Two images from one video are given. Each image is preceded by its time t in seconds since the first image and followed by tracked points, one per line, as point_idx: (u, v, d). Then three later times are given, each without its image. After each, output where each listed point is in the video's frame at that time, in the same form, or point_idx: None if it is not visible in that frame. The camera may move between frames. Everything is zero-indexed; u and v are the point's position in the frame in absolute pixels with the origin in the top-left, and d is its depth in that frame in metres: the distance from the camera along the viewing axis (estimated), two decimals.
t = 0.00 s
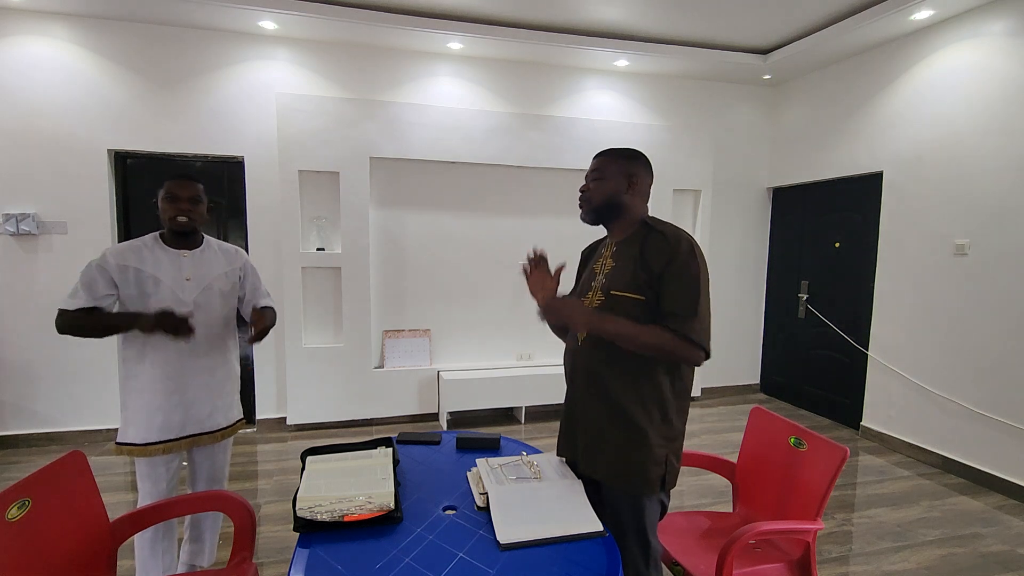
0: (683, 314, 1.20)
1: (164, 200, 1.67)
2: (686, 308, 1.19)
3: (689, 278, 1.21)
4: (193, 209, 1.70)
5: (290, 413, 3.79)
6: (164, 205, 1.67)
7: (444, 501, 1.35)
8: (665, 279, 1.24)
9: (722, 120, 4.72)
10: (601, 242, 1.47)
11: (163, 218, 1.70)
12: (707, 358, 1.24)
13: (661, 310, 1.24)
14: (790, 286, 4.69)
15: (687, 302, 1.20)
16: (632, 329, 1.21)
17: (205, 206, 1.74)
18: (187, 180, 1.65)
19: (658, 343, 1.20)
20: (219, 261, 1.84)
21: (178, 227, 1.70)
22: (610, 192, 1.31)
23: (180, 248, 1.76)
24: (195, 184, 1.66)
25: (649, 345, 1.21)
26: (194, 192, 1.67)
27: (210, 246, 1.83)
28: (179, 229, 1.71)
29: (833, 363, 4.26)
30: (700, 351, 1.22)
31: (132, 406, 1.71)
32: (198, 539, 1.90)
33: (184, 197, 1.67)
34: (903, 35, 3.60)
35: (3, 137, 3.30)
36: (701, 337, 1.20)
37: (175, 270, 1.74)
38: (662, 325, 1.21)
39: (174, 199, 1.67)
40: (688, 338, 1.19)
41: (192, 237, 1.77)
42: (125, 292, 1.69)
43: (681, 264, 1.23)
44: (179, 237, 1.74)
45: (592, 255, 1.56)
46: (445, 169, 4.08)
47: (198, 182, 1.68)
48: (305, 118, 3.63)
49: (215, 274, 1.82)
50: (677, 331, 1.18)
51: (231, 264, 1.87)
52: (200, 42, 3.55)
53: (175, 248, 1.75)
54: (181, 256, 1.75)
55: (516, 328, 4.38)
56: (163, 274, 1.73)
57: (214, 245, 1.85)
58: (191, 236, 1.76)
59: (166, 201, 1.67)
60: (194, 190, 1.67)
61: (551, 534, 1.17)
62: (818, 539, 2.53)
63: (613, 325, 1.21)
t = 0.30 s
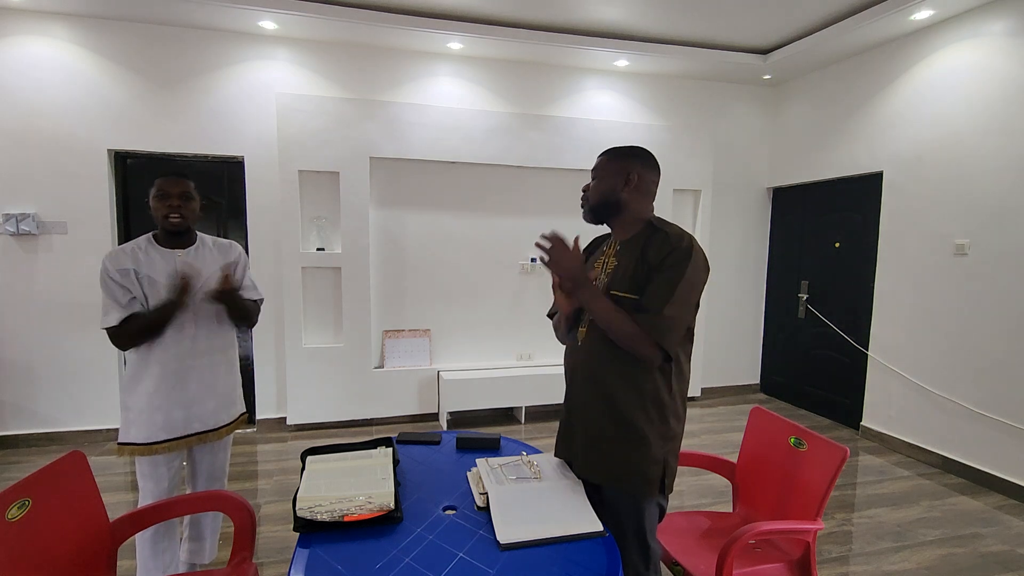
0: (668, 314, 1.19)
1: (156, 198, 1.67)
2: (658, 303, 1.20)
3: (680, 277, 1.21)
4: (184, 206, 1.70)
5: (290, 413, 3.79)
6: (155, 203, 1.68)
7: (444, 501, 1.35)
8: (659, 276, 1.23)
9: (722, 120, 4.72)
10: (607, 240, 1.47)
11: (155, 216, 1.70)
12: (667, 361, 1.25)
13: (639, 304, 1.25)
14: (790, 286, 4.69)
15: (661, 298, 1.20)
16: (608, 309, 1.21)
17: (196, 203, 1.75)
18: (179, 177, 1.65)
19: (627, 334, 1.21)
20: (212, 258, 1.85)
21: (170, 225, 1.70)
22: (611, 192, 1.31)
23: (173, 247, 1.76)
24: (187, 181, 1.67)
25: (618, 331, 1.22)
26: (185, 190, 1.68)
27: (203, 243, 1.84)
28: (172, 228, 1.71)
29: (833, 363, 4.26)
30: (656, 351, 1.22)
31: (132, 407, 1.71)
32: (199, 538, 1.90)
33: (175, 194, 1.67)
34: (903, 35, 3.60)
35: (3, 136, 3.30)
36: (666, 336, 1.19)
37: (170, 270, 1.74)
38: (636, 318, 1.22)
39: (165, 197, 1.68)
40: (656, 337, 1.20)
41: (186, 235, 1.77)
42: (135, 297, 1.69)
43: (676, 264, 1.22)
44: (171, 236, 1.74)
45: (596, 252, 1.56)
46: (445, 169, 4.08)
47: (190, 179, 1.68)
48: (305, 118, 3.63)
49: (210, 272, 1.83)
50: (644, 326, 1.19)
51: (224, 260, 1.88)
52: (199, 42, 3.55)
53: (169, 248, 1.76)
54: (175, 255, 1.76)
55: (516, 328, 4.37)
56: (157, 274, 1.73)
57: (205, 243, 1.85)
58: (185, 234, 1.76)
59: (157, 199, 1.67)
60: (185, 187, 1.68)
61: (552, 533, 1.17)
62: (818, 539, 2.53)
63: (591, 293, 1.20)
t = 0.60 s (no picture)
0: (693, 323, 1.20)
1: (154, 204, 1.67)
2: (710, 321, 1.19)
3: (697, 287, 1.21)
4: (182, 211, 1.70)
5: (290, 413, 3.79)
6: (153, 209, 1.67)
7: (444, 501, 1.35)
8: (670, 288, 1.24)
9: (722, 120, 4.72)
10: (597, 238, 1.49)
11: (155, 223, 1.69)
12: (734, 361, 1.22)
13: (681, 321, 1.24)
14: (790, 286, 4.69)
15: (707, 312, 1.19)
16: (661, 349, 1.22)
17: (194, 208, 1.74)
18: (177, 182, 1.66)
19: (683, 356, 1.21)
20: (214, 263, 1.83)
21: (171, 231, 1.70)
22: (605, 187, 1.33)
23: (175, 251, 1.75)
24: (185, 186, 1.67)
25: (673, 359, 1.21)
26: (183, 195, 1.68)
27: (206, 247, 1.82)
28: (172, 233, 1.70)
29: (833, 363, 4.26)
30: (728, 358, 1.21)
31: (133, 407, 1.72)
32: (199, 538, 1.90)
33: (173, 200, 1.67)
34: (903, 35, 3.60)
35: (3, 136, 3.30)
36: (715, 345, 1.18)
37: (169, 275, 1.73)
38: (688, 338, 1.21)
39: (163, 202, 1.68)
40: (718, 353, 1.18)
41: (186, 240, 1.76)
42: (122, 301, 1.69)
43: (679, 275, 1.23)
44: (173, 241, 1.74)
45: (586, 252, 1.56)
46: (445, 169, 4.08)
47: (188, 183, 1.69)
48: (305, 118, 3.63)
49: (212, 277, 1.81)
50: (704, 348, 1.19)
51: (226, 265, 1.86)
52: (199, 42, 3.55)
53: (171, 252, 1.75)
54: (176, 259, 1.74)
55: (516, 328, 4.38)
56: (156, 279, 1.71)
57: (209, 246, 1.83)
58: (185, 239, 1.76)
59: (156, 205, 1.67)
60: (182, 192, 1.68)
61: (552, 533, 1.17)
62: (818, 539, 2.53)
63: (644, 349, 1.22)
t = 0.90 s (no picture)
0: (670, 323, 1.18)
1: (160, 202, 1.67)
2: (672, 316, 1.18)
3: (674, 283, 1.20)
4: (188, 211, 1.69)
5: (290, 413, 3.79)
6: (159, 208, 1.68)
7: (444, 501, 1.35)
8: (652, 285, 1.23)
9: (722, 120, 4.72)
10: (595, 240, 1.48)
11: (160, 222, 1.70)
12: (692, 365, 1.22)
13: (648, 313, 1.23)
14: (790, 286, 4.69)
15: (672, 308, 1.18)
16: (617, 350, 1.20)
17: (201, 207, 1.74)
18: (183, 182, 1.65)
19: (645, 359, 1.18)
20: (218, 263, 1.83)
21: (176, 230, 1.70)
22: (603, 194, 1.32)
23: (179, 250, 1.76)
24: (191, 185, 1.67)
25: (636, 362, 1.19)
26: (189, 195, 1.67)
27: (210, 248, 1.83)
28: (177, 232, 1.70)
29: (833, 364, 4.26)
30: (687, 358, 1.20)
31: (128, 407, 1.72)
32: (197, 539, 1.89)
33: (178, 199, 1.66)
34: (903, 35, 3.60)
35: (3, 136, 3.30)
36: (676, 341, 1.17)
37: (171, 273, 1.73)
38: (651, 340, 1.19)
39: (169, 201, 1.67)
40: (675, 348, 1.17)
41: (191, 239, 1.77)
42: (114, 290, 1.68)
43: (664, 270, 1.22)
44: (178, 240, 1.75)
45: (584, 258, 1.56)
46: (445, 169, 4.08)
47: (195, 183, 1.68)
48: (305, 118, 3.63)
49: (214, 277, 1.82)
50: (662, 343, 1.17)
51: (230, 266, 1.87)
52: (199, 42, 3.55)
53: (174, 251, 1.75)
54: (179, 258, 1.75)
55: (516, 328, 4.38)
56: (157, 276, 1.72)
57: (214, 247, 1.84)
58: (189, 239, 1.76)
59: (162, 204, 1.67)
60: (189, 192, 1.67)
61: (551, 534, 1.16)
62: (818, 539, 2.53)
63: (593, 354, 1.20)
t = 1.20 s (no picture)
0: (659, 309, 1.18)
1: (155, 196, 1.69)
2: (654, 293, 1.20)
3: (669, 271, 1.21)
4: (182, 204, 1.71)
5: (290, 413, 3.79)
6: (154, 202, 1.69)
7: (444, 501, 1.35)
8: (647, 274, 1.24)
9: (722, 120, 4.72)
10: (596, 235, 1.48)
11: (155, 216, 1.71)
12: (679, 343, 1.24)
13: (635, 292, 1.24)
14: (790, 286, 4.69)
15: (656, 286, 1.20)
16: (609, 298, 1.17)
17: (195, 202, 1.75)
18: (178, 176, 1.67)
19: (626, 322, 1.17)
20: (213, 258, 1.83)
21: (171, 224, 1.71)
22: (612, 192, 1.31)
23: (173, 245, 1.76)
24: (185, 179, 1.68)
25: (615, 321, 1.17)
26: (183, 189, 1.69)
27: (204, 243, 1.83)
28: (172, 227, 1.72)
29: (833, 363, 4.26)
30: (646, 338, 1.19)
31: (127, 407, 1.71)
32: (197, 539, 1.89)
33: (173, 193, 1.68)
34: (903, 35, 3.60)
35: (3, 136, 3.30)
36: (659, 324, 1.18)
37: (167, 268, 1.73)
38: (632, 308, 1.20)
39: (164, 195, 1.69)
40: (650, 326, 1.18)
41: (186, 233, 1.77)
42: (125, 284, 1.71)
43: (667, 260, 1.23)
44: (173, 235, 1.75)
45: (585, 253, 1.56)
46: (445, 169, 4.08)
47: (189, 177, 1.69)
48: (305, 118, 3.63)
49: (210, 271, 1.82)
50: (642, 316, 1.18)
51: (225, 261, 1.87)
52: (199, 42, 3.54)
53: (169, 247, 1.75)
54: (174, 253, 1.75)
55: (516, 328, 4.38)
56: (154, 270, 1.72)
57: (207, 243, 1.84)
58: (184, 233, 1.76)
59: (157, 197, 1.69)
60: (183, 186, 1.69)
61: (551, 534, 1.16)
62: (818, 539, 2.53)
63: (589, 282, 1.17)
